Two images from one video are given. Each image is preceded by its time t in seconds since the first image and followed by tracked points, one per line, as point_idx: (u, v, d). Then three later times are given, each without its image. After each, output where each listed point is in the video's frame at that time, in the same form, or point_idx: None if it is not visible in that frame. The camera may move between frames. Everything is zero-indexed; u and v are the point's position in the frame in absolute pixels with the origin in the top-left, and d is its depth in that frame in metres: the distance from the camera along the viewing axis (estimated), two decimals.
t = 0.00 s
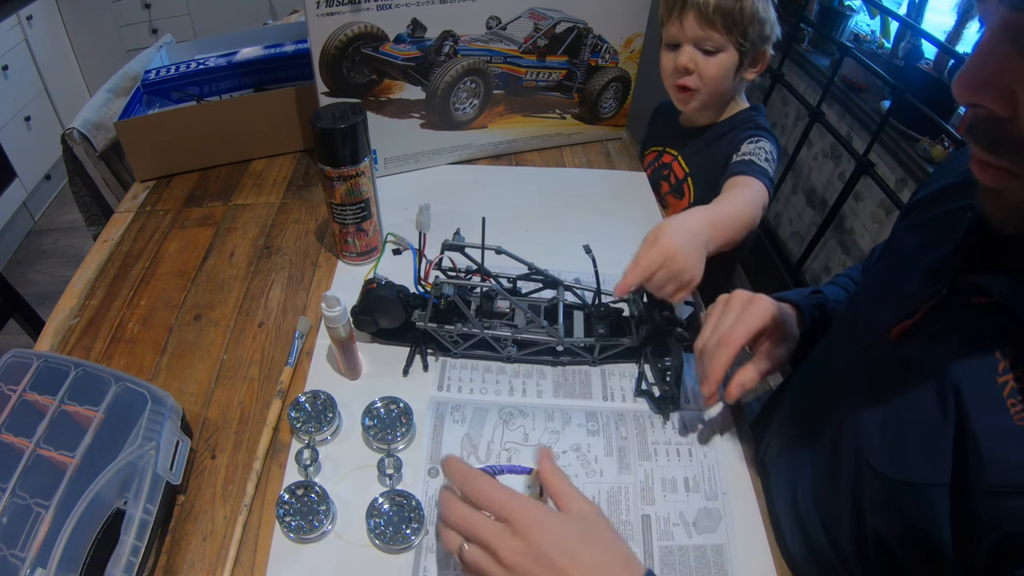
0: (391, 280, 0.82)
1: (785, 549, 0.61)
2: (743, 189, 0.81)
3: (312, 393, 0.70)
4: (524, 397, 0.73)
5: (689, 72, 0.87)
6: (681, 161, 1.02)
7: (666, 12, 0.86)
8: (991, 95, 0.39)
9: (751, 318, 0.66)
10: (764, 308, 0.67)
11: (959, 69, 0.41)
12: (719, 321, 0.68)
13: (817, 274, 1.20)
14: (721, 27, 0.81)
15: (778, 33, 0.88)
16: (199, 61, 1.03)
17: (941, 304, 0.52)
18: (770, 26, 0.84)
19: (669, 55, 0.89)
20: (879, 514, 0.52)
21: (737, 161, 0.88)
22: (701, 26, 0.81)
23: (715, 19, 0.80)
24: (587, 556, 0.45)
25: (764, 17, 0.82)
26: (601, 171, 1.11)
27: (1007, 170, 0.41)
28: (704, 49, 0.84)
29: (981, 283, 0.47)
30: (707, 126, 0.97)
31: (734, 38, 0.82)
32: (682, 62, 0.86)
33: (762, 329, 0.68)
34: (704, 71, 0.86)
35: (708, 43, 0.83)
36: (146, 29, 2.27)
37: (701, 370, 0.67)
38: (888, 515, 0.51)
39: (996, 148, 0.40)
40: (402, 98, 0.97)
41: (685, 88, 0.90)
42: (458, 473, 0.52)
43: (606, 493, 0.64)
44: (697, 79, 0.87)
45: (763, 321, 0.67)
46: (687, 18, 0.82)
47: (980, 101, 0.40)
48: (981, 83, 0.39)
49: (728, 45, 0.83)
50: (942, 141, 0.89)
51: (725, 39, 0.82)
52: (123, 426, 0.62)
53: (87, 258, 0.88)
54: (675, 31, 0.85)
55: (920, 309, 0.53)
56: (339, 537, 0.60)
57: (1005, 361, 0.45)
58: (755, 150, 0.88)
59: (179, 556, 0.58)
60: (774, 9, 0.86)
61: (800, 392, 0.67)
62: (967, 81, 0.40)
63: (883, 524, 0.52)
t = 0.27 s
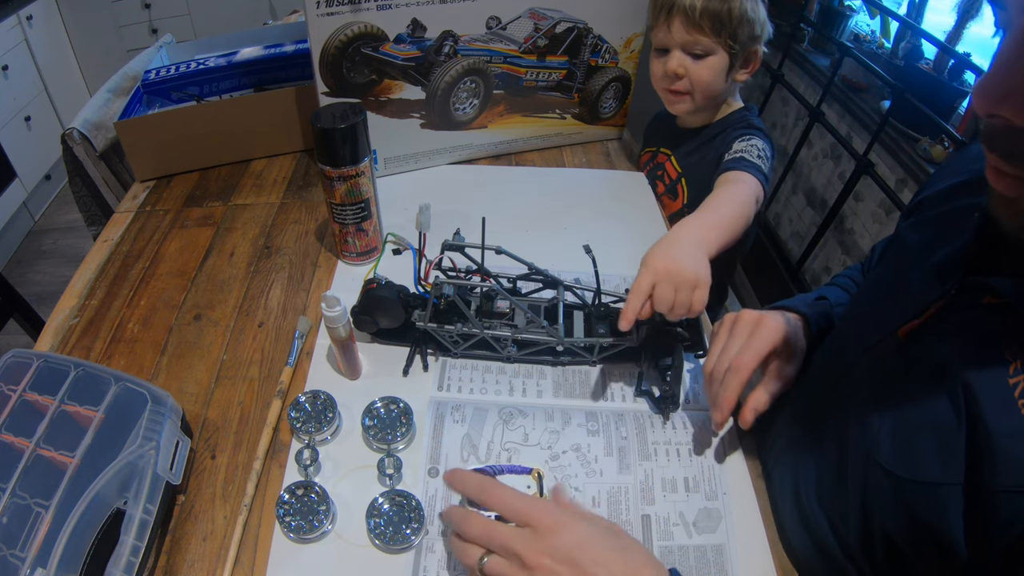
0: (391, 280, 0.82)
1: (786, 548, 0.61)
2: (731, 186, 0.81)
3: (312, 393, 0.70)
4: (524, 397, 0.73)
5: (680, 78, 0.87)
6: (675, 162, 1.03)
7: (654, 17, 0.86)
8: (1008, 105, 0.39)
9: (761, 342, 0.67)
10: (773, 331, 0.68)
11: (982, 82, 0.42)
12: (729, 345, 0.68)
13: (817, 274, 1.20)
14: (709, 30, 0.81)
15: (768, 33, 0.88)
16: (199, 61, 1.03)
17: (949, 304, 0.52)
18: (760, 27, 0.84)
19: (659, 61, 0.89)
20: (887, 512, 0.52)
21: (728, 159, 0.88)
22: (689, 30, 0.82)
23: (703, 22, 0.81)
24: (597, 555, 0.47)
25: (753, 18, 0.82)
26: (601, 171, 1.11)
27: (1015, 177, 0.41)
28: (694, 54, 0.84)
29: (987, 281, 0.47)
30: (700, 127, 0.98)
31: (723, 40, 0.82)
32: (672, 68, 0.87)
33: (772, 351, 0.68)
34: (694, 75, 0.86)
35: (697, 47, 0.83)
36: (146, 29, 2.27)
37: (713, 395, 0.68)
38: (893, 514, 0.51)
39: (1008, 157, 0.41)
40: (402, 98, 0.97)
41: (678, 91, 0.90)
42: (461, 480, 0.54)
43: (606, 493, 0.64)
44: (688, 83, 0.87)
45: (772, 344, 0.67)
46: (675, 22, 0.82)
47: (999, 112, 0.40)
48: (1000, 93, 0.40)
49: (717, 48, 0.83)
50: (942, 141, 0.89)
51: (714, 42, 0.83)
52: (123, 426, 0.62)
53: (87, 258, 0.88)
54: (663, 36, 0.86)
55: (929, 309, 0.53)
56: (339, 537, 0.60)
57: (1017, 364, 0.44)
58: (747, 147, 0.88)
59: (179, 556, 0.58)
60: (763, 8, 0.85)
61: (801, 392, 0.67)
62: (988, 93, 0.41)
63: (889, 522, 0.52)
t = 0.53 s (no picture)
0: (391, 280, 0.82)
1: (787, 548, 0.61)
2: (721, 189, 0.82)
3: (312, 393, 0.70)
4: (524, 397, 0.73)
5: (672, 82, 0.87)
6: (670, 163, 1.03)
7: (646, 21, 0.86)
8: (1014, 117, 0.39)
9: (756, 350, 0.68)
10: (771, 338, 0.69)
11: (987, 90, 0.41)
12: (726, 354, 0.70)
13: (817, 274, 1.20)
14: (701, 33, 0.81)
15: (762, 36, 0.88)
16: (199, 61, 1.03)
17: (953, 300, 0.51)
18: (752, 28, 0.84)
19: (652, 65, 0.89)
20: (889, 512, 0.52)
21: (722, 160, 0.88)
22: (681, 33, 0.82)
23: (694, 25, 0.81)
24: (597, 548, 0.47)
25: (745, 20, 0.82)
26: (601, 171, 1.11)
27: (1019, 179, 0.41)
28: (686, 57, 0.84)
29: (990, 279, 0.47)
30: (696, 131, 0.99)
31: (714, 43, 0.83)
32: (664, 72, 0.87)
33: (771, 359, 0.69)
34: (686, 79, 0.86)
35: (690, 50, 0.84)
36: (146, 29, 2.27)
37: (712, 402, 0.70)
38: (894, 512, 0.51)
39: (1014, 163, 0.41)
40: (402, 98, 0.97)
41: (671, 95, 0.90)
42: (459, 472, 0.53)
43: (606, 493, 0.64)
44: (681, 86, 0.88)
45: (769, 352, 0.68)
46: (667, 26, 0.83)
47: (1005, 123, 0.40)
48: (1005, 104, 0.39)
49: (710, 51, 0.83)
50: (942, 141, 0.89)
51: (706, 45, 0.83)
52: (124, 426, 0.62)
53: (87, 258, 0.88)
54: (656, 39, 0.86)
55: (932, 304, 0.53)
56: (338, 537, 0.60)
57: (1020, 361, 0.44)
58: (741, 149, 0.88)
59: (179, 556, 0.58)
60: (757, 10, 0.86)
61: (801, 391, 0.66)
62: (994, 103, 0.40)
63: (892, 522, 0.52)
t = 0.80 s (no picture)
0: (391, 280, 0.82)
1: (787, 547, 0.61)
2: (717, 189, 0.82)
3: (312, 393, 0.70)
4: (524, 397, 0.73)
5: (670, 84, 0.87)
6: (668, 164, 1.03)
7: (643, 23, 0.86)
8: (1006, 108, 0.38)
9: (750, 349, 0.69)
10: (767, 338, 0.69)
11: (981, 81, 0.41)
12: (720, 353, 0.71)
13: (817, 274, 1.20)
14: (698, 35, 0.81)
15: (761, 37, 0.88)
16: (199, 61, 1.03)
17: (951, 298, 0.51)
18: (750, 29, 0.84)
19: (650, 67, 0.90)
20: (890, 511, 0.52)
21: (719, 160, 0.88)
22: (678, 35, 0.82)
23: (691, 27, 0.81)
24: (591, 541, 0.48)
25: (743, 21, 0.82)
26: (601, 171, 1.11)
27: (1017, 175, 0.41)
28: (684, 58, 0.85)
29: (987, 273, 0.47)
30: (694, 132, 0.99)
31: (712, 44, 0.82)
32: (661, 73, 0.87)
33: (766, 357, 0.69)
34: (684, 81, 0.86)
35: (687, 52, 0.84)
36: (146, 29, 2.27)
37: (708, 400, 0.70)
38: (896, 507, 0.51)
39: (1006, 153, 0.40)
40: (402, 98, 0.97)
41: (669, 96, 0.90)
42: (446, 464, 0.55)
43: (606, 492, 0.64)
44: (678, 88, 0.88)
45: (762, 352, 0.68)
46: (664, 28, 0.83)
47: (997, 113, 0.39)
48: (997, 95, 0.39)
49: (707, 53, 0.83)
50: (942, 141, 0.89)
51: (703, 46, 0.83)
52: (124, 426, 0.62)
53: (87, 258, 0.88)
54: (653, 40, 0.86)
55: (933, 299, 0.53)
56: (338, 537, 0.60)
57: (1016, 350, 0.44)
58: (738, 149, 0.88)
59: (179, 556, 0.58)
60: (756, 11, 0.85)
61: (803, 386, 0.66)
62: (984, 94, 0.40)
63: (890, 518, 0.52)
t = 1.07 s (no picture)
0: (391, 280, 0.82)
1: (788, 546, 0.61)
2: (705, 184, 0.81)
3: (312, 393, 0.70)
4: (524, 397, 0.73)
5: (665, 85, 0.88)
6: (663, 166, 1.03)
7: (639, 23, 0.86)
8: (994, 95, 0.40)
9: (744, 353, 0.69)
10: (759, 342, 0.70)
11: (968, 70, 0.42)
12: (715, 359, 0.71)
13: (817, 274, 1.20)
14: (692, 36, 0.81)
15: (757, 37, 0.88)
16: (199, 61, 1.03)
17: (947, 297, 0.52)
18: (746, 30, 0.84)
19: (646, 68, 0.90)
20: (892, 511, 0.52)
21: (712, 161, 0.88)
22: (672, 36, 0.82)
23: (685, 28, 0.81)
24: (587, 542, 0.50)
25: (740, 22, 0.82)
26: (601, 171, 1.11)
27: (1006, 163, 0.41)
28: (678, 60, 0.85)
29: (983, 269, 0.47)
30: (690, 135, 0.99)
31: (708, 45, 0.82)
32: (656, 75, 0.87)
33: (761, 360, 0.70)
34: (679, 82, 0.86)
35: (682, 53, 0.84)
36: (146, 29, 2.27)
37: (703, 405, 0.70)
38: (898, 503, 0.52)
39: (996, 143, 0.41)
40: (402, 98, 0.97)
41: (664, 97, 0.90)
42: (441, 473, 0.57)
43: (605, 493, 0.64)
44: (673, 89, 0.88)
45: (756, 355, 0.69)
46: (658, 29, 0.83)
47: (984, 100, 0.41)
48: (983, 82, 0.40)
49: (702, 54, 0.83)
50: (942, 141, 0.89)
51: (698, 48, 0.83)
52: (124, 426, 0.62)
53: (87, 258, 0.88)
54: (648, 42, 0.86)
55: (927, 294, 0.53)
56: (338, 537, 0.60)
57: (1010, 341, 0.45)
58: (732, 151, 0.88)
59: (179, 556, 0.58)
60: (753, 11, 0.85)
61: (803, 387, 0.66)
62: (972, 83, 0.41)
63: (891, 514, 0.52)
